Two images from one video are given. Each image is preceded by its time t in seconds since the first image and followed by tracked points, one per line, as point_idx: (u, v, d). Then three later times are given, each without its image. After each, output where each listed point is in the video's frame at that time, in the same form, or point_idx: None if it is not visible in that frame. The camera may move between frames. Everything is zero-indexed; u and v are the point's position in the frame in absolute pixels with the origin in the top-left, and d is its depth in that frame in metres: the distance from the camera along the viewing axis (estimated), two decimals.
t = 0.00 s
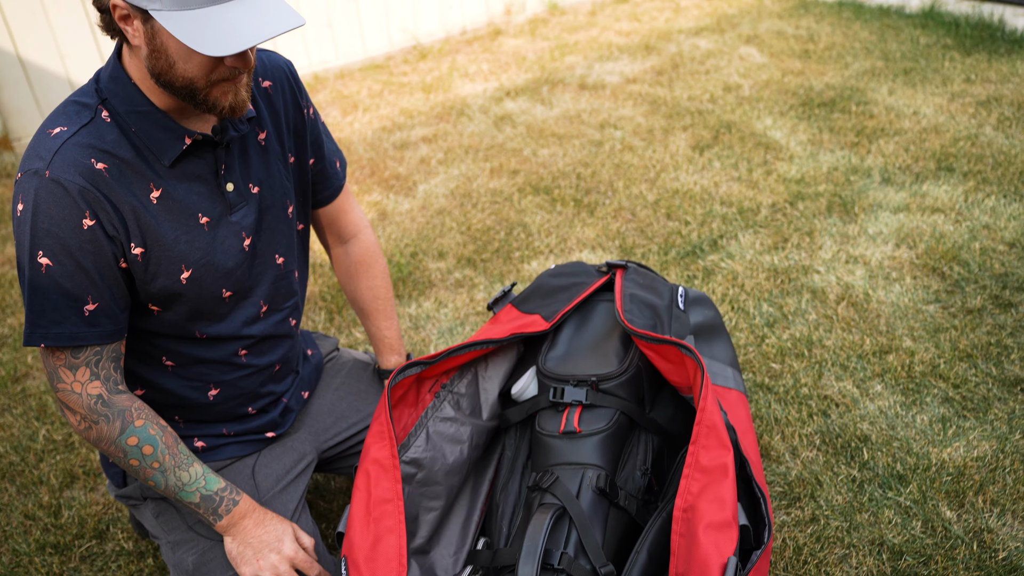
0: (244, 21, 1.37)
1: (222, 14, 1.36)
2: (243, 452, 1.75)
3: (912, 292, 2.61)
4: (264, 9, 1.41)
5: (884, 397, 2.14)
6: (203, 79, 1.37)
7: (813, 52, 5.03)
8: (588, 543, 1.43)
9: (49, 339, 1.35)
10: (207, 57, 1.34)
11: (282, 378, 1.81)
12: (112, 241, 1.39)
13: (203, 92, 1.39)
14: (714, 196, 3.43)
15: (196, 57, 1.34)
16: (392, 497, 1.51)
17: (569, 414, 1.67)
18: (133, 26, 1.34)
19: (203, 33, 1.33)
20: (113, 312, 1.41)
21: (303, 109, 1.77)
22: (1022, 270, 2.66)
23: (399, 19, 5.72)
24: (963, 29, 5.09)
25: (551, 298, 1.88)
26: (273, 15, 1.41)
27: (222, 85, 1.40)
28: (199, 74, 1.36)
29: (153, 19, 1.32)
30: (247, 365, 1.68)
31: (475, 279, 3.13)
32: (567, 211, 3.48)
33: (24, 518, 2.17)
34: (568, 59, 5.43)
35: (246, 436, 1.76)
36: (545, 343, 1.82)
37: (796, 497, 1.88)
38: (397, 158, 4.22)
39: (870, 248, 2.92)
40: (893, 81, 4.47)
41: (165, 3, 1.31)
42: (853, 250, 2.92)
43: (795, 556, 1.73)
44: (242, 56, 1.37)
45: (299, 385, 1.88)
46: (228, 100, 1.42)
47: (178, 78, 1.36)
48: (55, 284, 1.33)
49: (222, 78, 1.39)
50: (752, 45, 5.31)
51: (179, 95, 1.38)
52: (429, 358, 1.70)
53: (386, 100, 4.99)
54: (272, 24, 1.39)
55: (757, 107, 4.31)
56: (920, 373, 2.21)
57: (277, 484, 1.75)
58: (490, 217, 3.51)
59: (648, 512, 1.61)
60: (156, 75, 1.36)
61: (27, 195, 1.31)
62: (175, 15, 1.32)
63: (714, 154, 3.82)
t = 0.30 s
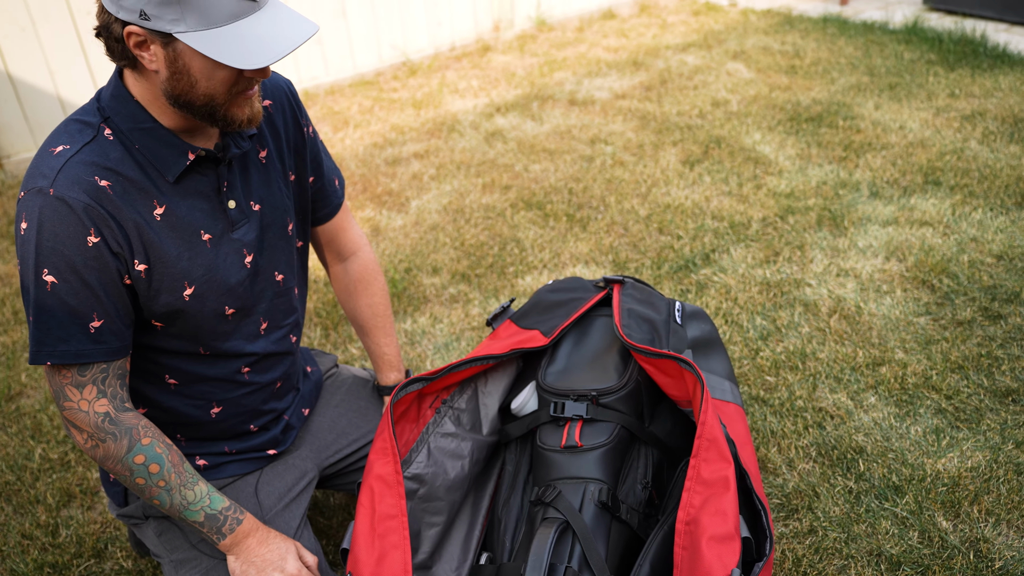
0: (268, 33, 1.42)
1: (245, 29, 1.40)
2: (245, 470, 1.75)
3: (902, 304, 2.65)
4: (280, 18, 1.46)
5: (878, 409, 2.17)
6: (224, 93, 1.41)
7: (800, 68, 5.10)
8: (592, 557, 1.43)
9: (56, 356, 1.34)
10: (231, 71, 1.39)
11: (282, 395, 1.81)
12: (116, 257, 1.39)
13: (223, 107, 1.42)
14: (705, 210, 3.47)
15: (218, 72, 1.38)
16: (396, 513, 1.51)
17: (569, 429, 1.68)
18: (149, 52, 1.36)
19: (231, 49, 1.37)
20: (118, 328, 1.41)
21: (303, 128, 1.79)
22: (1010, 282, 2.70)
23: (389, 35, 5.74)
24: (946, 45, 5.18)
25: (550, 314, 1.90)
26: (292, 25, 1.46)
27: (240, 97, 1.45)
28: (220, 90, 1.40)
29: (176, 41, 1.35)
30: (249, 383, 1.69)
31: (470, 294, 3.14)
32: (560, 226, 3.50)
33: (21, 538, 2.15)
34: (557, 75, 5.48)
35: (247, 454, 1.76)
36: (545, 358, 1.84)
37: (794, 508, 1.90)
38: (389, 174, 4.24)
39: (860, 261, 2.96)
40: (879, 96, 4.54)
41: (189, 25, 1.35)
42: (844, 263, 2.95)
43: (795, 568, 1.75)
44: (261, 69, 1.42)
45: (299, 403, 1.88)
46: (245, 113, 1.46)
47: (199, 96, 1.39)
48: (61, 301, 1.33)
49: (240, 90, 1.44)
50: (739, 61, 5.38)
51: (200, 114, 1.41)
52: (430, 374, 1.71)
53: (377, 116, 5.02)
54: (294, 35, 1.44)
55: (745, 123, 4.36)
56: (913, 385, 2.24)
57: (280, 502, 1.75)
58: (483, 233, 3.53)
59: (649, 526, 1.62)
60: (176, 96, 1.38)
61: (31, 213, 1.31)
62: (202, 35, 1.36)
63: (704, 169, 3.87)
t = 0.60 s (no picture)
0: (301, 35, 1.45)
1: (280, 32, 1.43)
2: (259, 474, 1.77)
3: (907, 311, 2.67)
4: (309, 19, 1.49)
5: (885, 415, 2.20)
6: (255, 95, 1.44)
7: (801, 76, 5.13)
8: (606, 561, 1.45)
9: (78, 358, 1.36)
10: (262, 73, 1.42)
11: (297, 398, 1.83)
12: (137, 261, 1.40)
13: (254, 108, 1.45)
14: (709, 217, 3.49)
15: (250, 75, 1.42)
16: (411, 516, 1.53)
17: (581, 433, 1.71)
18: (179, 59, 1.39)
19: (268, 52, 1.40)
20: (138, 331, 1.42)
21: (317, 133, 1.81)
22: (1013, 289, 2.72)
23: (391, 41, 5.76)
24: (945, 53, 5.21)
25: (560, 319, 1.92)
26: (321, 27, 1.50)
27: (269, 98, 1.48)
28: (251, 92, 1.44)
29: (210, 47, 1.38)
30: (264, 387, 1.71)
31: (476, 299, 3.16)
32: (565, 233, 3.52)
33: (32, 542, 2.16)
34: (559, 82, 5.51)
35: (261, 458, 1.77)
36: (556, 363, 1.86)
37: (803, 513, 1.92)
38: (394, 180, 4.26)
39: (864, 268, 2.98)
40: (880, 104, 4.57)
41: (226, 31, 1.37)
42: (848, 270, 2.98)
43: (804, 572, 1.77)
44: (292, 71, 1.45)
45: (312, 408, 1.90)
46: (273, 112, 1.50)
47: (229, 100, 1.42)
48: (81, 304, 1.34)
49: (269, 92, 1.47)
50: (741, 68, 5.42)
51: (230, 116, 1.44)
52: (443, 378, 1.72)
53: (380, 122, 5.04)
54: (326, 37, 1.49)
55: (748, 130, 4.39)
56: (918, 391, 2.26)
57: (293, 506, 1.76)
58: (488, 239, 3.55)
59: (660, 530, 1.63)
60: (207, 100, 1.42)
61: (53, 216, 1.33)
62: (237, 40, 1.38)
63: (708, 176, 3.89)
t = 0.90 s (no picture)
0: (340, 37, 1.49)
1: (321, 36, 1.47)
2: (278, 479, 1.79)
3: (921, 329, 2.68)
4: (345, 23, 1.53)
5: (899, 432, 2.21)
6: (291, 100, 1.48)
7: (816, 93, 5.15)
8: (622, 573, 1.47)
9: (101, 364, 1.39)
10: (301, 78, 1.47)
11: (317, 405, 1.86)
12: (161, 268, 1.43)
13: (292, 113, 1.50)
14: (724, 232, 3.51)
15: (289, 81, 1.46)
16: (430, 524, 1.55)
17: (599, 445, 1.72)
18: (221, 68, 1.43)
19: (311, 56, 1.44)
20: (160, 337, 1.46)
21: (342, 142, 1.84)
22: None
23: (408, 52, 5.80)
24: (961, 73, 5.22)
25: (579, 331, 1.94)
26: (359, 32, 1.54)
27: (301, 102, 1.52)
28: (289, 97, 1.48)
29: (253, 55, 1.41)
30: (286, 393, 1.73)
31: (491, 310, 3.19)
32: (579, 245, 3.55)
33: (48, 542, 2.19)
34: (574, 95, 5.55)
35: (281, 463, 1.80)
36: (573, 375, 1.88)
37: (818, 529, 1.93)
38: (409, 190, 4.30)
39: (878, 285, 3.00)
40: (895, 122, 4.58)
41: (270, 38, 1.41)
42: (862, 287, 2.99)
43: None
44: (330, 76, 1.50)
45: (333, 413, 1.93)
46: (306, 115, 1.55)
47: (268, 106, 1.47)
48: (105, 309, 1.38)
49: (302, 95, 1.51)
50: (755, 84, 5.44)
51: (266, 122, 1.48)
52: (463, 388, 1.75)
53: (396, 132, 5.09)
54: (362, 40, 1.53)
55: (763, 146, 4.41)
56: (933, 409, 2.27)
57: (310, 510, 1.79)
58: (503, 250, 3.58)
59: (676, 543, 1.65)
60: (245, 108, 1.46)
61: (82, 223, 1.36)
62: (280, 46, 1.42)
63: (723, 191, 3.91)
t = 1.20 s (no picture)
0: (354, 70, 1.49)
1: (332, 65, 1.47)
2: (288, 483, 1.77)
3: (932, 340, 2.68)
4: (366, 58, 1.53)
5: (910, 444, 2.21)
6: (299, 121, 1.48)
7: (826, 103, 5.16)
8: None
9: (97, 365, 1.38)
10: (309, 101, 1.46)
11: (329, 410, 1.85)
12: (165, 280, 1.43)
13: (297, 133, 1.49)
14: (734, 242, 3.52)
15: (297, 101, 1.45)
16: (442, 530, 1.56)
17: (611, 453, 1.73)
18: (231, 75, 1.43)
19: (318, 81, 1.44)
20: (155, 352, 1.45)
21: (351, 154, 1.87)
22: None
23: (419, 59, 5.83)
24: (971, 85, 5.22)
25: (590, 338, 1.95)
26: (376, 68, 1.53)
27: (313, 125, 1.51)
28: (296, 117, 1.47)
29: (263, 68, 1.42)
30: (298, 398, 1.74)
31: (500, 317, 3.20)
32: (589, 253, 3.56)
33: (58, 544, 2.21)
34: (584, 103, 5.57)
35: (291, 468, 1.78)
36: (585, 382, 1.88)
37: (828, 540, 1.94)
38: (420, 196, 4.32)
39: (889, 296, 3.00)
40: (905, 133, 4.58)
41: (281, 56, 1.41)
42: (873, 298, 2.99)
43: None
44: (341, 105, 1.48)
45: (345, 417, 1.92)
46: (317, 138, 1.54)
47: (274, 121, 1.47)
48: (104, 316, 1.37)
49: (314, 118, 1.51)
50: (765, 95, 5.45)
51: (272, 137, 1.48)
52: (476, 394, 1.76)
53: (406, 138, 5.12)
54: (377, 76, 1.52)
55: (773, 156, 4.42)
56: (944, 421, 2.27)
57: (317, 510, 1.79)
58: (513, 257, 3.59)
59: (687, 551, 1.66)
60: (253, 118, 1.47)
61: (90, 227, 1.37)
62: (290, 66, 1.42)
63: (733, 201, 3.91)
